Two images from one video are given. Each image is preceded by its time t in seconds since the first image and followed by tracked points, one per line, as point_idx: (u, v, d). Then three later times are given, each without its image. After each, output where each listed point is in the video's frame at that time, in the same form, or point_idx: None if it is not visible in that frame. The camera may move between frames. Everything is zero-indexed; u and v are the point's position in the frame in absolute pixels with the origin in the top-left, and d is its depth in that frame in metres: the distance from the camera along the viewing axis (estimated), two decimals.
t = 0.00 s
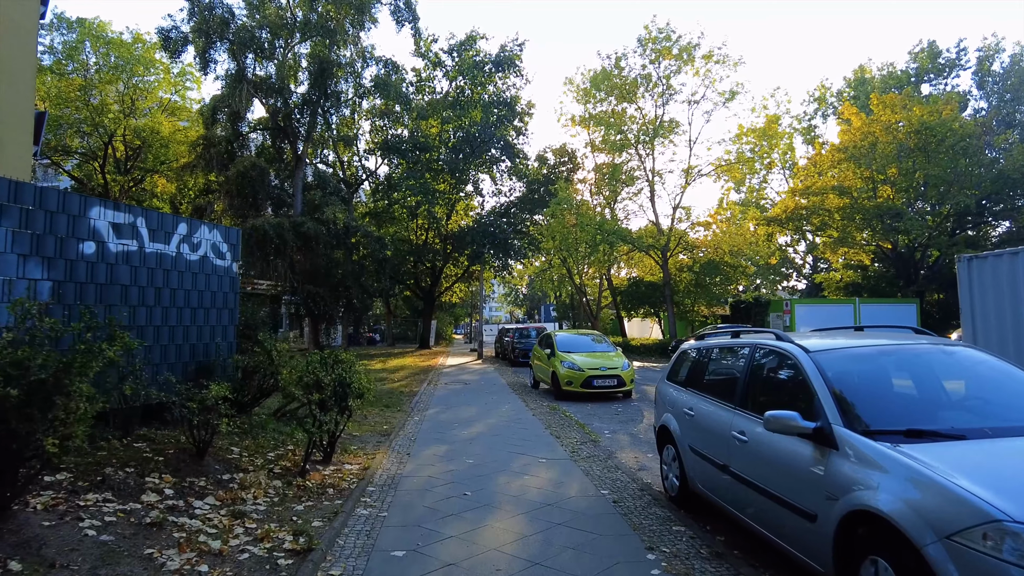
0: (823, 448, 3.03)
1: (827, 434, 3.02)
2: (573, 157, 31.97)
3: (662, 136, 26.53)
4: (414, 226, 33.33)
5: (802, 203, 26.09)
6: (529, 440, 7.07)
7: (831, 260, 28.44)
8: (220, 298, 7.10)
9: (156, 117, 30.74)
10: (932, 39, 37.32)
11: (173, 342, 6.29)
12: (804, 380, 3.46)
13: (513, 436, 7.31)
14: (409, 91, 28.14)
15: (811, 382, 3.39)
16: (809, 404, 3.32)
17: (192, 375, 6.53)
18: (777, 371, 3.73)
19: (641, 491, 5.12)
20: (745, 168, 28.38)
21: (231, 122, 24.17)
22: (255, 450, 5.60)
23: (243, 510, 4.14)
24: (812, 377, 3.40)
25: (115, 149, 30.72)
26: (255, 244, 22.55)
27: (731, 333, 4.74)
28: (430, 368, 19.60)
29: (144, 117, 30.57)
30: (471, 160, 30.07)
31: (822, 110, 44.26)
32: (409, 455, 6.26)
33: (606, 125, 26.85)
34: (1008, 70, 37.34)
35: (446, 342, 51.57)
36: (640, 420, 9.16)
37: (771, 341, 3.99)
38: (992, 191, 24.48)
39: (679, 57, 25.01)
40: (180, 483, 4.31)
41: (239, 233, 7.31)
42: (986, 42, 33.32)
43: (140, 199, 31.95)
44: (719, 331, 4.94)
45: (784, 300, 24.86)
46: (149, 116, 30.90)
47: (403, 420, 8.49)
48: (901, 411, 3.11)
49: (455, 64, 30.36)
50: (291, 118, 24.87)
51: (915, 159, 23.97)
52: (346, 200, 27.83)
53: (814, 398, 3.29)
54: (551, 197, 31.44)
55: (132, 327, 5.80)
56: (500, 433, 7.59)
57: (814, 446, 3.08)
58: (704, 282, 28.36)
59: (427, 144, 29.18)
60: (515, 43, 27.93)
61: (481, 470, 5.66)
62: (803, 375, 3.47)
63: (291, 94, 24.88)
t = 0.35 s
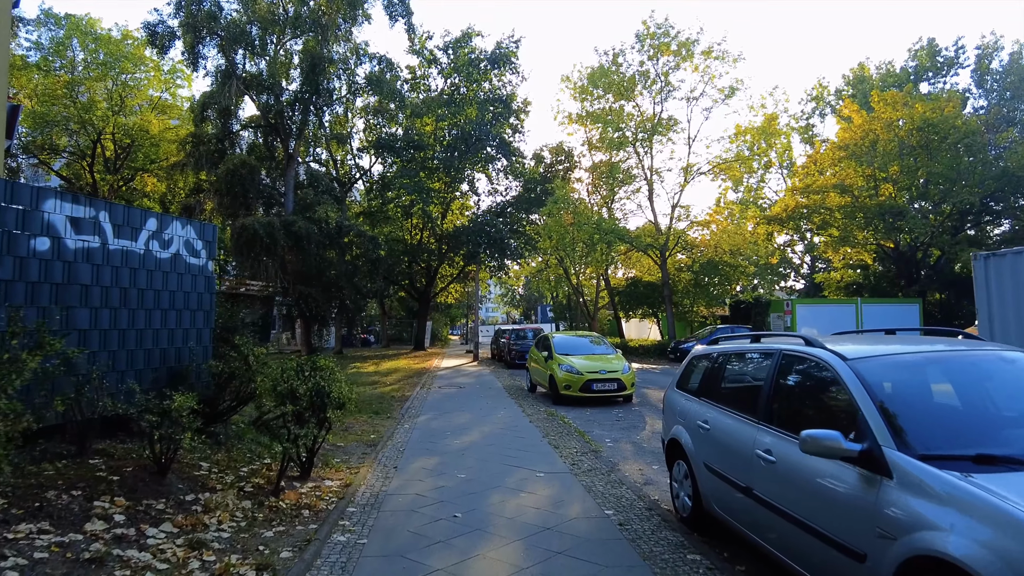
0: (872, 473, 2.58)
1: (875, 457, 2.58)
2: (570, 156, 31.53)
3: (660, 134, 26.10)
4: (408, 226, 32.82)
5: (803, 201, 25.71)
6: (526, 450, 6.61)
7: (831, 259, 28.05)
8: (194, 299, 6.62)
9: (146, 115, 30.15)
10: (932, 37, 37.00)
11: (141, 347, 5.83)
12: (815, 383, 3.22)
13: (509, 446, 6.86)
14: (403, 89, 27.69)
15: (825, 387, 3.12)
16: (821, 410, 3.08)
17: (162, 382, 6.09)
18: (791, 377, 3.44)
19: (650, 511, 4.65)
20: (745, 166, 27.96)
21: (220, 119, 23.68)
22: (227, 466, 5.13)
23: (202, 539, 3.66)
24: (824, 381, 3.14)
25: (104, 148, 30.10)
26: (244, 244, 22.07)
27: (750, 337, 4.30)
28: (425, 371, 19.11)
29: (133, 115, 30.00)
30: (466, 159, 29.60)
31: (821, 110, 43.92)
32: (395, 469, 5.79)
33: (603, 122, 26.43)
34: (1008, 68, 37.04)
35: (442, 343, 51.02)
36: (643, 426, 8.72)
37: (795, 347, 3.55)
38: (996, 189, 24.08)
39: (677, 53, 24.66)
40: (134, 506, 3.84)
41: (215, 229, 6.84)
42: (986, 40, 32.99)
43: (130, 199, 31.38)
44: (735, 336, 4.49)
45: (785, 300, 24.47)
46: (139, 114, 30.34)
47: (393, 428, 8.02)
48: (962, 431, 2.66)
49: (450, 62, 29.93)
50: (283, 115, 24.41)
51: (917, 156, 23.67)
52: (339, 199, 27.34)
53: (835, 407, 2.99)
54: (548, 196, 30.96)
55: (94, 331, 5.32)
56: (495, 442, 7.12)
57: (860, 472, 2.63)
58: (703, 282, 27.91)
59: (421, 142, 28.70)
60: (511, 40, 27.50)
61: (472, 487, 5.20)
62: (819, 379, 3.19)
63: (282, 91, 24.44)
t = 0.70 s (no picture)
0: (951, 495, 2.15)
1: (953, 475, 2.15)
2: (571, 153, 31.08)
3: (662, 129, 25.63)
4: (407, 223, 32.34)
5: (808, 198, 25.26)
6: (527, 456, 6.18)
7: (836, 257, 27.59)
8: (171, 293, 6.16)
9: (140, 111, 29.65)
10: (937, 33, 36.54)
11: (111, 344, 5.38)
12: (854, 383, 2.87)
13: (509, 452, 6.42)
14: (401, 84, 27.25)
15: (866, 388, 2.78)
16: (860, 413, 2.75)
17: (135, 382, 5.63)
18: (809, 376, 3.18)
19: (664, 526, 4.20)
20: (748, 163, 27.51)
21: (214, 113, 23.20)
22: (200, 475, 4.69)
23: (159, 562, 3.21)
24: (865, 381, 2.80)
25: (97, 144, 29.60)
26: (238, 241, 21.62)
27: (780, 333, 3.87)
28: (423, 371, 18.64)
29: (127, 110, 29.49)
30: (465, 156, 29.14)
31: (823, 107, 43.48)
32: (385, 478, 5.35)
33: (604, 117, 25.95)
34: (1012, 65, 36.63)
35: (440, 342, 50.53)
36: (649, 429, 8.29)
37: (838, 343, 3.10)
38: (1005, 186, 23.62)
39: (680, 48, 24.24)
40: (84, 525, 3.40)
41: (193, 218, 6.38)
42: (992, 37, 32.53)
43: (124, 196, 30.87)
44: (763, 331, 4.05)
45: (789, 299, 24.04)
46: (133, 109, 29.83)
47: (386, 431, 7.57)
48: None
49: (449, 57, 29.46)
50: (279, 110, 23.97)
51: (924, 152, 23.29)
52: (336, 196, 26.89)
53: (847, 405, 2.86)
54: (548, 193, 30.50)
55: (55, 326, 4.86)
56: (495, 446, 6.68)
57: (936, 492, 2.19)
58: (706, 280, 27.45)
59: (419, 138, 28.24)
60: (511, 35, 27.04)
61: (468, 498, 4.75)
62: (835, 377, 3.00)
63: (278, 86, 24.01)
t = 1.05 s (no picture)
0: None
1: None
2: (569, 150, 30.64)
3: (663, 126, 25.20)
4: (403, 222, 31.87)
5: (812, 195, 24.81)
6: (525, 466, 5.73)
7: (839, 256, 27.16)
8: (140, 289, 5.69)
9: (131, 107, 29.10)
10: (939, 31, 36.21)
11: (70, 345, 4.90)
12: (914, 392, 2.42)
13: (506, 460, 5.98)
14: (397, 79, 26.77)
15: (931, 398, 2.32)
16: (926, 429, 2.29)
17: (98, 386, 5.17)
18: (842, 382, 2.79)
19: (675, 549, 3.76)
20: (750, 160, 27.04)
21: (206, 108, 22.71)
22: (161, 488, 4.25)
23: None
24: (931, 388, 2.34)
25: (88, 141, 29.04)
26: (229, 239, 21.19)
27: (812, 333, 3.43)
28: (418, 371, 18.16)
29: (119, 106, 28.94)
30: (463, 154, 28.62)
31: (823, 107, 43.16)
32: (368, 491, 4.91)
33: (604, 113, 25.49)
34: (1014, 63, 36.28)
35: (436, 343, 50.01)
36: (653, 435, 7.86)
37: (890, 344, 2.64)
38: (1012, 184, 23.19)
39: (680, 43, 23.80)
40: (10, 553, 2.96)
41: (165, 207, 5.90)
42: (995, 34, 32.15)
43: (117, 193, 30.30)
44: (792, 332, 3.61)
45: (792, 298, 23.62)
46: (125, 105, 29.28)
47: (375, 437, 7.11)
48: None
49: (445, 53, 29.03)
50: (272, 105, 23.51)
51: (929, 149, 22.93)
52: (330, 194, 26.42)
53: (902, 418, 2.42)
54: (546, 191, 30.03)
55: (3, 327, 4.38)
56: (490, 455, 6.22)
57: None
58: (707, 280, 27.01)
59: (416, 135, 27.77)
60: (508, 30, 26.60)
61: (458, 515, 4.31)
62: (886, 383, 2.55)
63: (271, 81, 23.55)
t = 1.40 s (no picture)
0: None
1: None
2: (568, 150, 30.19)
3: (663, 124, 24.75)
4: (399, 223, 31.39)
5: (815, 195, 24.37)
6: (524, 484, 5.27)
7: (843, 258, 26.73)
8: (104, 290, 5.20)
9: (122, 105, 28.54)
10: (940, 30, 35.90)
11: (23, 354, 4.40)
12: (1002, 419, 1.94)
13: (503, 477, 5.51)
14: (393, 77, 26.32)
15: None
16: None
17: (56, 399, 4.67)
18: (894, 401, 2.37)
19: None
20: (752, 160, 26.58)
21: (197, 106, 22.22)
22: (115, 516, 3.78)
23: None
24: None
25: (78, 140, 28.48)
26: (220, 240, 20.72)
27: (861, 343, 2.95)
28: (413, 376, 17.67)
29: (110, 105, 28.37)
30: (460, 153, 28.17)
31: (823, 107, 42.81)
32: (350, 516, 4.44)
33: (603, 112, 25.05)
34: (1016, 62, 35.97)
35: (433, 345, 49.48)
36: (660, 446, 7.42)
37: (964, 358, 2.17)
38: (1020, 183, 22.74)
39: (681, 40, 23.37)
40: None
41: (132, 202, 5.44)
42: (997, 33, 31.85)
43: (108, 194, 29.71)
44: (833, 341, 3.15)
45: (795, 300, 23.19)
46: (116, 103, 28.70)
47: (361, 451, 6.61)
48: None
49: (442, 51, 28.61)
50: (266, 103, 23.03)
51: (935, 148, 22.54)
52: (325, 194, 25.94)
53: (985, 451, 1.95)
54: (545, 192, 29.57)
55: None
56: (485, 472, 5.73)
57: None
58: (708, 281, 26.56)
59: (412, 134, 27.31)
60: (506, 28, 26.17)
61: (447, 546, 3.83)
62: (963, 405, 2.08)
63: (264, 79, 23.07)
